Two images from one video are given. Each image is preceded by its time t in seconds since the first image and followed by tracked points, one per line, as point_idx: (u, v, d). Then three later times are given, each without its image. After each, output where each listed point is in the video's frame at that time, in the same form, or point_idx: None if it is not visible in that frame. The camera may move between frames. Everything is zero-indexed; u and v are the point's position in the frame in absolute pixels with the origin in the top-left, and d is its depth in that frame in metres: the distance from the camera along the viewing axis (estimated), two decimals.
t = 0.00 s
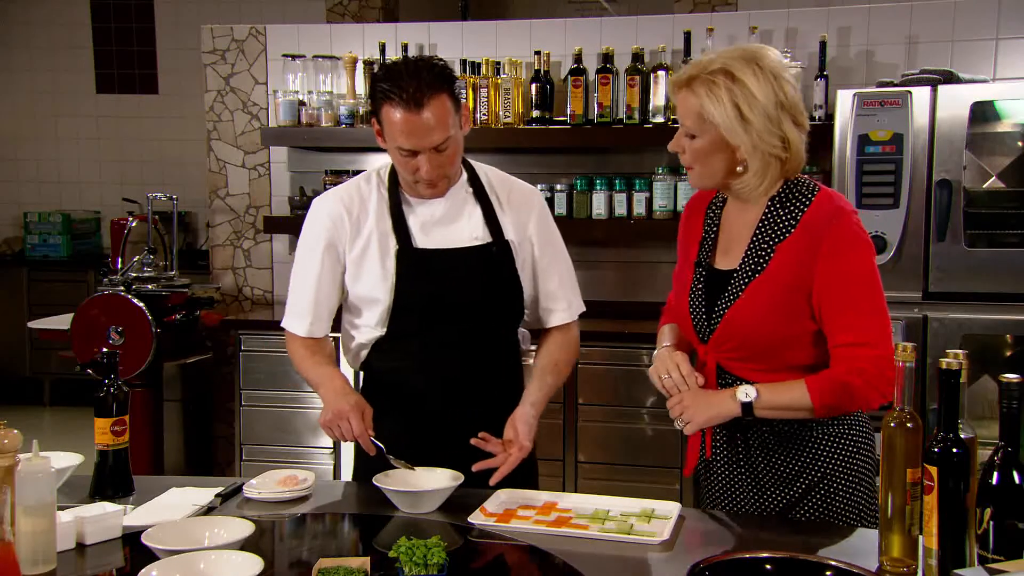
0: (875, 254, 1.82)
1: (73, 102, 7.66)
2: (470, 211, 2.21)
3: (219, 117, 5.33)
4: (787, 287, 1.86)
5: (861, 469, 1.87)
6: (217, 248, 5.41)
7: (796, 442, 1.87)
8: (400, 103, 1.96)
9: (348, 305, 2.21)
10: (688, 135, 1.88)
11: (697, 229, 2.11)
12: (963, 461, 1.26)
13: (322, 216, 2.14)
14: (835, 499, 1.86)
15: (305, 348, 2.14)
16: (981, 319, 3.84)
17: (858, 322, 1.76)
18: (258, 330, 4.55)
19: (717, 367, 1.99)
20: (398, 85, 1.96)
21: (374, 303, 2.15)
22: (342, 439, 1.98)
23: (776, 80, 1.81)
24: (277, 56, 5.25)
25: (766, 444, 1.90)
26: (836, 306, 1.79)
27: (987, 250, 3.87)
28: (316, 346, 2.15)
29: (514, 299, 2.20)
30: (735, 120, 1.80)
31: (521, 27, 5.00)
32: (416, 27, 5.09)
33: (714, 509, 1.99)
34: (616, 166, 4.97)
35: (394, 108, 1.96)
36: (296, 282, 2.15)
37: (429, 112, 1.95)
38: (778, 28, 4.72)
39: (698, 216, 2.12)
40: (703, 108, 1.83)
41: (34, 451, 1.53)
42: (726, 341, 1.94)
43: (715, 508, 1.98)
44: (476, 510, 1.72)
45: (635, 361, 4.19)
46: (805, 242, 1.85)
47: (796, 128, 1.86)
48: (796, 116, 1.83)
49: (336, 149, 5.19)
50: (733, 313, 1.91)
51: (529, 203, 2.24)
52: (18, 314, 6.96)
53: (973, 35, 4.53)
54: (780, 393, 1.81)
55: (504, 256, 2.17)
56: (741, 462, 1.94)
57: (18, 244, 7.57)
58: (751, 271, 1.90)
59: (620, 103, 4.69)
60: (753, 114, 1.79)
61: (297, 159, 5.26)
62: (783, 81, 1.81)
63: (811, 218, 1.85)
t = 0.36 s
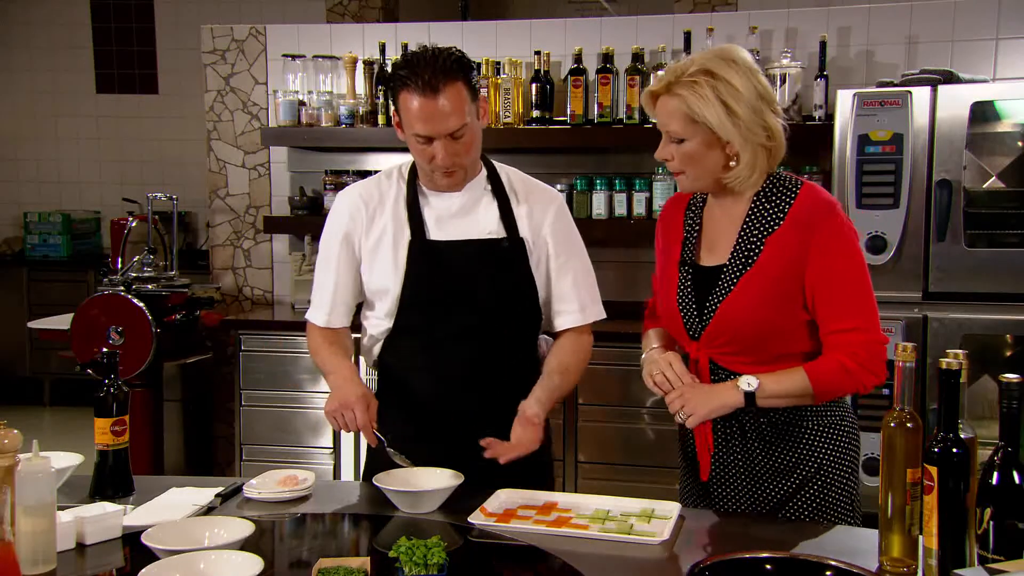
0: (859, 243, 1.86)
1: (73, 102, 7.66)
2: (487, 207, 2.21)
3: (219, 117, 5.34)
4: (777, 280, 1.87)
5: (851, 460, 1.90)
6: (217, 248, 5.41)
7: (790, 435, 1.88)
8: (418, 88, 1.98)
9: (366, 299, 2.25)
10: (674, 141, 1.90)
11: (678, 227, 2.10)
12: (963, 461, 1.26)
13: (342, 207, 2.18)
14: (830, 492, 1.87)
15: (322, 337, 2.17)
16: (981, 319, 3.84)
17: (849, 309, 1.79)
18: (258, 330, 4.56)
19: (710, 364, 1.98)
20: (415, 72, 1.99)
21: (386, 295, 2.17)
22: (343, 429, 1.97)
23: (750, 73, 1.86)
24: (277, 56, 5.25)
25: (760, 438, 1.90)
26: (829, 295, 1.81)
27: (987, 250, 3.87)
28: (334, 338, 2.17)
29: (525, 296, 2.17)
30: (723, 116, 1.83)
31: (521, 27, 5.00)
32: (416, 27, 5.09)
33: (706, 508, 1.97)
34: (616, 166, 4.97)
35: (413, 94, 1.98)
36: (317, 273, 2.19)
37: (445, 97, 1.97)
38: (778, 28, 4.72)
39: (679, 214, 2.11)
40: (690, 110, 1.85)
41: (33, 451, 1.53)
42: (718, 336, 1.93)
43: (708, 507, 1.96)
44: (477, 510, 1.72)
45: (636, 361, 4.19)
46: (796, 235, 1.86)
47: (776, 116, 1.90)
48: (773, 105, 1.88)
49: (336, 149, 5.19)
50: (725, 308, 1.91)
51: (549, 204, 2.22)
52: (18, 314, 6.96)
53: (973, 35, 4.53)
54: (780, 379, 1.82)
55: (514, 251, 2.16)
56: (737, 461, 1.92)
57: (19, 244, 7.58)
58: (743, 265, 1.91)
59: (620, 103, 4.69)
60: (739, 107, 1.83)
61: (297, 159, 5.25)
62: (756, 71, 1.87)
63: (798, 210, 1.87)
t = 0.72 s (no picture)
0: (867, 239, 1.87)
1: (72, 102, 7.66)
2: (484, 207, 2.21)
3: (219, 117, 5.33)
4: (786, 275, 1.88)
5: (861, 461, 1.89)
6: (217, 248, 5.41)
7: (799, 432, 1.88)
8: (416, 83, 1.98)
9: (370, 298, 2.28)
10: (678, 127, 1.93)
11: (686, 223, 2.10)
12: (963, 461, 1.26)
13: (342, 209, 2.21)
14: (841, 493, 1.86)
15: (330, 337, 2.21)
16: (981, 319, 3.84)
17: (853, 302, 1.81)
18: (258, 330, 4.55)
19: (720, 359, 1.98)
20: (413, 67, 1.99)
21: (384, 294, 2.20)
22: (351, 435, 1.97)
23: (755, 63, 1.87)
24: (277, 56, 5.25)
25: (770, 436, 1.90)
26: (836, 289, 1.82)
27: (987, 250, 3.87)
28: (341, 338, 2.20)
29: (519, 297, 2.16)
30: (726, 100, 1.85)
31: (520, 27, 5.00)
32: (416, 27, 5.10)
33: (715, 507, 1.96)
34: (616, 166, 4.97)
35: (412, 89, 1.99)
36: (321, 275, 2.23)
37: (444, 91, 1.98)
38: (778, 28, 4.72)
39: (688, 210, 2.12)
40: (694, 94, 1.88)
41: (34, 451, 1.53)
42: (725, 331, 1.94)
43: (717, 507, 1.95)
44: (476, 510, 1.72)
45: (636, 361, 4.19)
46: (805, 230, 1.87)
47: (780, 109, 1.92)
48: (777, 97, 1.90)
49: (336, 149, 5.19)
50: (734, 302, 1.91)
51: (547, 200, 2.19)
52: (18, 314, 6.97)
53: (973, 35, 4.53)
54: (781, 368, 1.82)
55: (510, 251, 2.15)
56: (747, 461, 1.92)
57: (19, 244, 7.58)
58: (751, 260, 1.91)
59: (620, 103, 4.69)
60: (741, 93, 1.85)
61: (297, 159, 5.25)
62: (761, 64, 1.88)
63: (807, 205, 1.88)
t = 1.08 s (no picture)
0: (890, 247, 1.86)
1: (72, 102, 7.66)
2: (478, 207, 2.23)
3: (219, 117, 5.33)
4: (803, 278, 1.87)
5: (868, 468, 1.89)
6: (217, 248, 5.41)
7: (805, 436, 1.88)
8: (417, 81, 2.00)
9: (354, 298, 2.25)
10: (706, 113, 1.94)
11: (707, 222, 2.12)
12: (963, 461, 1.26)
13: (332, 205, 2.18)
14: (845, 498, 1.86)
15: (312, 337, 2.15)
16: (981, 319, 3.84)
17: (876, 311, 1.80)
18: (258, 330, 4.55)
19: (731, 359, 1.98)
20: (415, 63, 2.01)
21: (376, 294, 2.18)
22: (350, 432, 1.93)
23: (799, 71, 1.85)
24: (277, 56, 5.25)
25: (775, 440, 1.90)
26: (856, 295, 1.82)
27: (987, 250, 3.87)
28: (324, 338, 2.16)
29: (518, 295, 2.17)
30: (754, 101, 1.85)
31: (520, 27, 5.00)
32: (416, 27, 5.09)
33: (718, 508, 1.98)
34: (616, 166, 4.97)
35: (414, 86, 2.00)
36: (305, 273, 2.19)
37: (446, 88, 1.99)
38: (778, 28, 4.72)
39: (708, 211, 2.13)
40: (725, 85, 1.90)
41: (34, 451, 1.53)
42: (741, 331, 1.94)
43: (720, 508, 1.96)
44: (476, 510, 1.72)
45: (636, 361, 4.18)
46: (824, 235, 1.86)
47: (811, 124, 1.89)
48: (812, 110, 1.87)
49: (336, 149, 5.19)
50: (749, 303, 1.91)
51: (538, 199, 2.23)
52: (18, 314, 6.97)
53: (973, 35, 4.53)
54: (799, 375, 1.82)
55: (506, 251, 2.17)
56: (751, 462, 1.93)
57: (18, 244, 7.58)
58: (768, 261, 1.91)
59: (620, 103, 4.69)
60: (772, 98, 1.84)
61: (297, 159, 5.25)
62: (804, 70, 1.86)
63: (829, 211, 1.87)
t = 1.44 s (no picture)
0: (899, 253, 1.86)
1: (72, 101, 7.67)
2: (458, 209, 2.26)
3: (219, 117, 5.33)
4: (812, 282, 1.87)
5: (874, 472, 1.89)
6: (217, 248, 5.41)
7: (808, 438, 1.88)
8: (406, 81, 2.03)
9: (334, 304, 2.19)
10: (714, 117, 1.92)
11: (716, 222, 2.12)
12: (963, 461, 1.26)
13: (311, 210, 2.12)
14: (847, 501, 1.86)
15: (291, 347, 2.09)
16: (981, 319, 3.84)
17: (885, 318, 1.80)
18: (258, 330, 4.55)
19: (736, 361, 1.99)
20: (402, 64, 2.04)
21: (362, 299, 2.14)
22: (344, 438, 1.89)
23: (815, 97, 1.81)
24: (277, 56, 5.25)
25: (779, 441, 1.90)
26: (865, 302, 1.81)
27: (987, 250, 3.87)
28: (303, 346, 2.09)
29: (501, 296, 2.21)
30: (762, 124, 1.82)
31: (520, 27, 5.00)
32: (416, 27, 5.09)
33: (720, 508, 1.98)
34: (616, 166, 4.97)
35: (402, 86, 2.03)
36: (282, 280, 2.11)
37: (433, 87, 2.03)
38: (778, 28, 4.71)
39: (717, 212, 2.13)
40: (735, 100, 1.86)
41: (34, 450, 1.53)
42: (748, 333, 1.94)
43: (722, 508, 1.97)
44: (476, 510, 1.72)
45: (636, 361, 4.18)
46: (835, 239, 1.86)
47: (819, 152, 1.85)
48: (822, 136, 1.83)
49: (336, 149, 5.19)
50: (757, 307, 1.91)
51: (514, 203, 2.29)
52: (18, 314, 6.97)
53: (973, 35, 4.53)
54: (807, 381, 1.81)
55: (488, 252, 2.19)
56: (754, 464, 1.93)
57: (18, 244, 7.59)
58: (777, 265, 1.91)
59: (620, 103, 4.69)
60: (781, 122, 1.80)
61: (297, 159, 5.25)
62: (822, 98, 1.81)
63: (840, 215, 1.87)
